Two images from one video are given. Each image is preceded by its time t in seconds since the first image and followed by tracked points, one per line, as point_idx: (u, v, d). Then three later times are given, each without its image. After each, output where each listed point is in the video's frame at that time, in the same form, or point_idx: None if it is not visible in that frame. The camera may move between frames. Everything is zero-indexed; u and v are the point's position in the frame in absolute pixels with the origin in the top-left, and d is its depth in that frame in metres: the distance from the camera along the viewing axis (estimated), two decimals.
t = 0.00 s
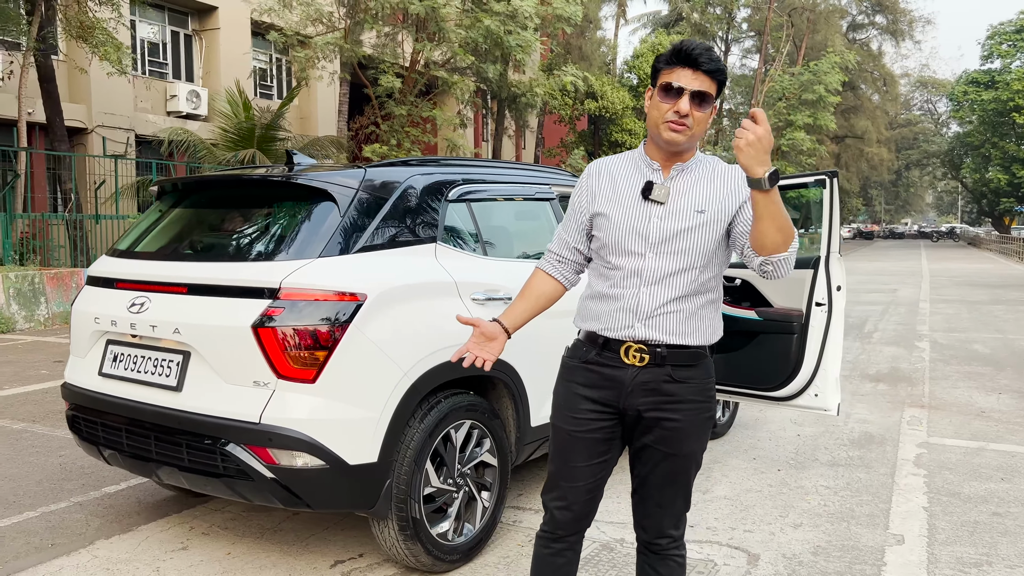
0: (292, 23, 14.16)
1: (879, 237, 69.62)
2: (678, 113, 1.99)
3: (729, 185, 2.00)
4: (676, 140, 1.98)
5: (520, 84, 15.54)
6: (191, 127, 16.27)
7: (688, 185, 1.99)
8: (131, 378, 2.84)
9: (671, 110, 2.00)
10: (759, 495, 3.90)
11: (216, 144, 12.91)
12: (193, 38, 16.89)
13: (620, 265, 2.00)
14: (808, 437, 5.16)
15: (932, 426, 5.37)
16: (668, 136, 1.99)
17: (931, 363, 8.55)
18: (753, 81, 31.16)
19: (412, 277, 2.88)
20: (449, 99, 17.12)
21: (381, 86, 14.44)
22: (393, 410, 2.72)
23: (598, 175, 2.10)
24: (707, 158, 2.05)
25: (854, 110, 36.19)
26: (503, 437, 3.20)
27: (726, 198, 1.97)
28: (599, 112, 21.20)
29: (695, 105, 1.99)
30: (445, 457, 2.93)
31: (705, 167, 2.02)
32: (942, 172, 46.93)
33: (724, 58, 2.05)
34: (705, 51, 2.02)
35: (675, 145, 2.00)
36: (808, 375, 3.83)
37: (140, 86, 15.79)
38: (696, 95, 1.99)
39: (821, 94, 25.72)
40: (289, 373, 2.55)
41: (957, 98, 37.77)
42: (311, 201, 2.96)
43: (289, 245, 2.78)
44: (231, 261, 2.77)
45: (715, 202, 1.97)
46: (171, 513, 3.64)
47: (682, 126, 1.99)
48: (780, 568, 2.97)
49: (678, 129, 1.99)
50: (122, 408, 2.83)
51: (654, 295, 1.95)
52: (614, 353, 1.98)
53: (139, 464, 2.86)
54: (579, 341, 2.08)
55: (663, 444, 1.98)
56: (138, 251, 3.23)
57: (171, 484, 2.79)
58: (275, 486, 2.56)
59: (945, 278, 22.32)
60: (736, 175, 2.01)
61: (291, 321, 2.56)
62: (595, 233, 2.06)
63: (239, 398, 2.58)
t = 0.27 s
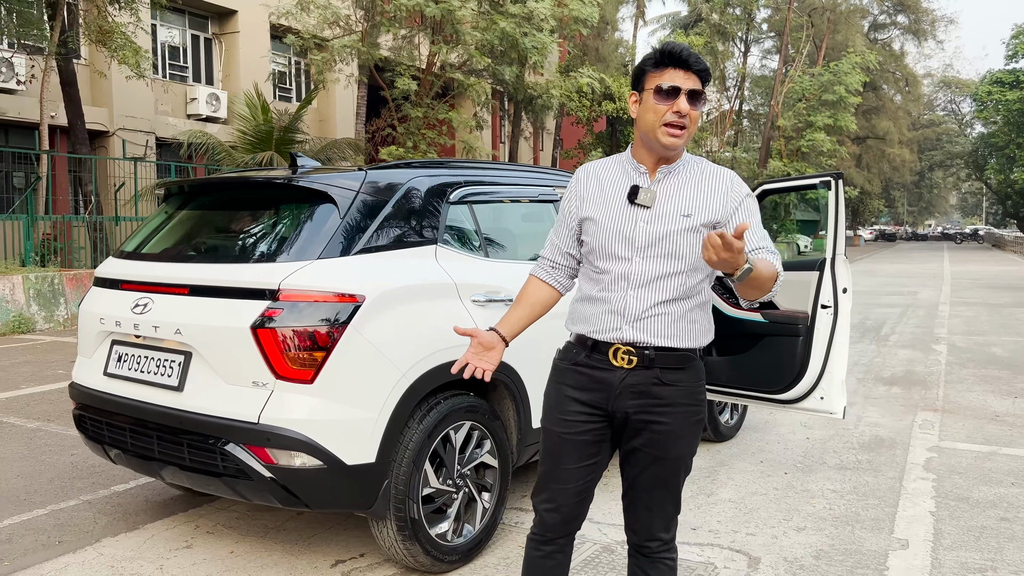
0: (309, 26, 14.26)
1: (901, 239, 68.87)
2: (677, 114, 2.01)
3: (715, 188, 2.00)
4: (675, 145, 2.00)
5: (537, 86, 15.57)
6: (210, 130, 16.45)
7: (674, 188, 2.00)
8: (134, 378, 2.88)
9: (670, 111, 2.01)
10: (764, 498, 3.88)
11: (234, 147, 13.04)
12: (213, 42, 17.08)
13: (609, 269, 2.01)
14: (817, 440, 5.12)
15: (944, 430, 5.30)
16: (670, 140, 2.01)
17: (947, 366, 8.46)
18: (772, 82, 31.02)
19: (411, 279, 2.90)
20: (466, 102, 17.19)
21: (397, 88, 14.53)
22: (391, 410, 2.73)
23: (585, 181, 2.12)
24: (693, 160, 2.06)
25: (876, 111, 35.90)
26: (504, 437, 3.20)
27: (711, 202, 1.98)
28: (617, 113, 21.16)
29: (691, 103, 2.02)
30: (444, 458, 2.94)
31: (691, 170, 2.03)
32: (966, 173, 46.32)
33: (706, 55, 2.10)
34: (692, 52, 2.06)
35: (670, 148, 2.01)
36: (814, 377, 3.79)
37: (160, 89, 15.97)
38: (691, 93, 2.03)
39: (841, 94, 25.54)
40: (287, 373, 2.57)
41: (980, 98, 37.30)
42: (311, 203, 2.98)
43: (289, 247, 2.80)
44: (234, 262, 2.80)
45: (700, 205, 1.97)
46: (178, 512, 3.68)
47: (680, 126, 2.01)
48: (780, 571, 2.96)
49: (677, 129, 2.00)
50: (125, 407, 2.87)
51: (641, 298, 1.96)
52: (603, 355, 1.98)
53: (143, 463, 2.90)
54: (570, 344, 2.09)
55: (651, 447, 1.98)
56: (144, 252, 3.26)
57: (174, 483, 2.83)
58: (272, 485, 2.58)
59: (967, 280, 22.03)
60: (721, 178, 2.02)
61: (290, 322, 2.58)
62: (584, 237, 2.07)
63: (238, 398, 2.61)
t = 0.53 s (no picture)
0: (325, 28, 14.34)
1: (921, 240, 68.16)
2: (657, 109, 2.01)
3: (704, 187, 2.01)
4: (658, 138, 2.00)
5: (552, 87, 15.56)
6: (228, 131, 16.58)
7: (664, 187, 2.00)
8: (138, 375, 2.91)
9: (650, 105, 2.01)
10: (769, 498, 3.86)
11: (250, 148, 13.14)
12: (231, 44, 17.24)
13: (599, 268, 2.01)
14: (826, 441, 5.08)
15: (956, 431, 5.24)
16: (652, 133, 2.00)
17: (962, 367, 8.36)
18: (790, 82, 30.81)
19: (411, 277, 2.91)
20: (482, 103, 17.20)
21: (412, 89, 14.58)
22: (389, 407, 2.74)
23: (577, 178, 2.12)
24: (683, 157, 2.06)
25: (896, 111, 35.57)
26: (505, 436, 3.20)
27: (699, 200, 1.99)
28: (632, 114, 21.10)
29: (673, 99, 2.02)
30: (444, 456, 2.95)
31: (680, 167, 2.03)
32: (988, 174, 45.74)
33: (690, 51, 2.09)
34: (674, 46, 2.06)
35: (656, 141, 2.01)
36: (819, 377, 3.76)
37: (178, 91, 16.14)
38: (673, 89, 2.03)
39: (860, 94, 25.35)
40: (286, 370, 2.59)
41: (1002, 98, 36.83)
42: (313, 201, 2.99)
43: (291, 245, 2.82)
44: (236, 260, 2.82)
45: (689, 203, 1.98)
46: (184, 508, 3.71)
47: (663, 120, 2.00)
48: (781, 571, 2.94)
49: (659, 123, 2.00)
50: (129, 403, 2.91)
51: (630, 297, 1.96)
52: (592, 353, 1.99)
53: (147, 459, 2.93)
54: (562, 342, 2.10)
55: (639, 445, 1.98)
56: (151, 250, 3.29)
57: (176, 479, 2.86)
58: (272, 480, 2.60)
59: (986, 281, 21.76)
60: (711, 177, 2.02)
61: (289, 320, 2.60)
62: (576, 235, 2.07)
63: (238, 395, 2.63)
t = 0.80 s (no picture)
0: (338, 30, 14.40)
1: (940, 241, 67.47)
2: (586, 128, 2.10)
3: (687, 185, 2.03)
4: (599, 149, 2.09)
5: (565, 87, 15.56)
6: (242, 133, 16.71)
7: (645, 185, 2.06)
8: (143, 371, 2.96)
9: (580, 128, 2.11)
10: (772, 497, 3.85)
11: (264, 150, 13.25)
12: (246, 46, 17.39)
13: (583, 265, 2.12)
14: (832, 441, 5.06)
15: (964, 432, 5.21)
16: (595, 149, 2.11)
17: (975, 368, 8.29)
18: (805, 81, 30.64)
19: (413, 275, 2.94)
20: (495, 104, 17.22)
21: (424, 90, 14.63)
22: (389, 404, 2.77)
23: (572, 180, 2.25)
24: (667, 154, 2.09)
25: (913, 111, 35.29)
26: (506, 434, 3.22)
27: (681, 198, 2.02)
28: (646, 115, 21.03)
29: (593, 114, 2.08)
30: (445, 453, 2.97)
31: (662, 165, 2.07)
32: (1007, 174, 45.21)
33: (627, 50, 2.06)
34: (602, 57, 2.07)
35: (603, 152, 2.09)
36: (823, 376, 3.77)
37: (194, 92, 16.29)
38: (595, 104, 2.07)
39: (876, 94, 25.19)
40: (287, 366, 2.62)
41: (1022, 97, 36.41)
42: (316, 200, 3.03)
43: (294, 243, 2.85)
44: (240, 258, 2.86)
45: (669, 202, 2.02)
46: (190, 504, 3.76)
47: (593, 136, 2.09)
48: (780, 569, 2.94)
49: (592, 139, 2.10)
50: (134, 399, 2.96)
51: (606, 293, 2.03)
52: (576, 348, 2.08)
53: (151, 454, 2.98)
54: (554, 336, 2.19)
55: (620, 441, 2.04)
56: (158, 249, 3.32)
57: (180, 474, 2.91)
58: (274, 475, 2.64)
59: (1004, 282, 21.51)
60: (694, 175, 2.04)
61: (291, 317, 2.63)
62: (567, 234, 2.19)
63: (239, 391, 2.67)
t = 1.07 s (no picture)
0: (350, 31, 14.47)
1: (956, 242, 66.89)
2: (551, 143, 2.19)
3: (659, 178, 2.05)
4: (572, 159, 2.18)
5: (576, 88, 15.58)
6: (255, 133, 16.84)
7: (620, 180, 2.10)
8: (148, 367, 3.02)
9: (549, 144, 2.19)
10: (773, 495, 3.86)
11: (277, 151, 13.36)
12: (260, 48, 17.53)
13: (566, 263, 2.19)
14: (836, 440, 5.06)
15: (970, 432, 5.20)
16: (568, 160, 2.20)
17: (985, 369, 8.25)
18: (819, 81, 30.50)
19: (413, 274, 2.98)
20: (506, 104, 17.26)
21: (435, 91, 14.69)
22: (388, 400, 2.81)
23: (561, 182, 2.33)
24: (640, 148, 2.12)
25: (928, 110, 35.06)
26: (506, 431, 3.26)
27: (652, 192, 2.04)
28: (658, 115, 20.99)
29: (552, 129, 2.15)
30: (444, 449, 3.01)
31: (635, 161, 2.10)
32: None
33: (574, 67, 2.10)
34: (554, 73, 2.13)
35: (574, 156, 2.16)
36: (824, 374, 3.79)
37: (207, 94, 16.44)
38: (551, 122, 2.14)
39: (890, 93, 25.07)
40: (287, 363, 2.67)
41: None
42: (319, 199, 3.07)
43: (295, 242, 2.89)
44: (243, 256, 2.90)
45: (641, 196, 2.05)
46: (196, 499, 3.81)
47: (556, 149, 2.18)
48: (777, 566, 2.96)
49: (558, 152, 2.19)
50: (139, 395, 3.01)
51: (585, 289, 2.10)
52: (565, 343, 2.14)
53: (156, 448, 3.03)
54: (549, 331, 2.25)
55: (607, 435, 2.08)
56: (164, 247, 3.36)
57: (184, 468, 2.96)
58: (275, 469, 2.68)
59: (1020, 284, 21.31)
60: (666, 168, 2.05)
61: (291, 314, 2.68)
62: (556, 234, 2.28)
63: (241, 387, 2.72)
